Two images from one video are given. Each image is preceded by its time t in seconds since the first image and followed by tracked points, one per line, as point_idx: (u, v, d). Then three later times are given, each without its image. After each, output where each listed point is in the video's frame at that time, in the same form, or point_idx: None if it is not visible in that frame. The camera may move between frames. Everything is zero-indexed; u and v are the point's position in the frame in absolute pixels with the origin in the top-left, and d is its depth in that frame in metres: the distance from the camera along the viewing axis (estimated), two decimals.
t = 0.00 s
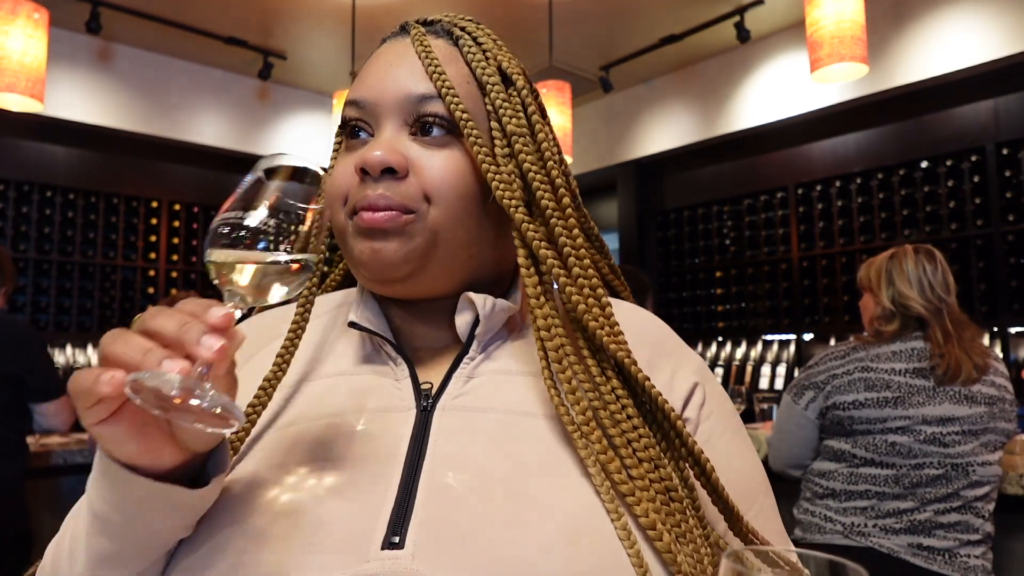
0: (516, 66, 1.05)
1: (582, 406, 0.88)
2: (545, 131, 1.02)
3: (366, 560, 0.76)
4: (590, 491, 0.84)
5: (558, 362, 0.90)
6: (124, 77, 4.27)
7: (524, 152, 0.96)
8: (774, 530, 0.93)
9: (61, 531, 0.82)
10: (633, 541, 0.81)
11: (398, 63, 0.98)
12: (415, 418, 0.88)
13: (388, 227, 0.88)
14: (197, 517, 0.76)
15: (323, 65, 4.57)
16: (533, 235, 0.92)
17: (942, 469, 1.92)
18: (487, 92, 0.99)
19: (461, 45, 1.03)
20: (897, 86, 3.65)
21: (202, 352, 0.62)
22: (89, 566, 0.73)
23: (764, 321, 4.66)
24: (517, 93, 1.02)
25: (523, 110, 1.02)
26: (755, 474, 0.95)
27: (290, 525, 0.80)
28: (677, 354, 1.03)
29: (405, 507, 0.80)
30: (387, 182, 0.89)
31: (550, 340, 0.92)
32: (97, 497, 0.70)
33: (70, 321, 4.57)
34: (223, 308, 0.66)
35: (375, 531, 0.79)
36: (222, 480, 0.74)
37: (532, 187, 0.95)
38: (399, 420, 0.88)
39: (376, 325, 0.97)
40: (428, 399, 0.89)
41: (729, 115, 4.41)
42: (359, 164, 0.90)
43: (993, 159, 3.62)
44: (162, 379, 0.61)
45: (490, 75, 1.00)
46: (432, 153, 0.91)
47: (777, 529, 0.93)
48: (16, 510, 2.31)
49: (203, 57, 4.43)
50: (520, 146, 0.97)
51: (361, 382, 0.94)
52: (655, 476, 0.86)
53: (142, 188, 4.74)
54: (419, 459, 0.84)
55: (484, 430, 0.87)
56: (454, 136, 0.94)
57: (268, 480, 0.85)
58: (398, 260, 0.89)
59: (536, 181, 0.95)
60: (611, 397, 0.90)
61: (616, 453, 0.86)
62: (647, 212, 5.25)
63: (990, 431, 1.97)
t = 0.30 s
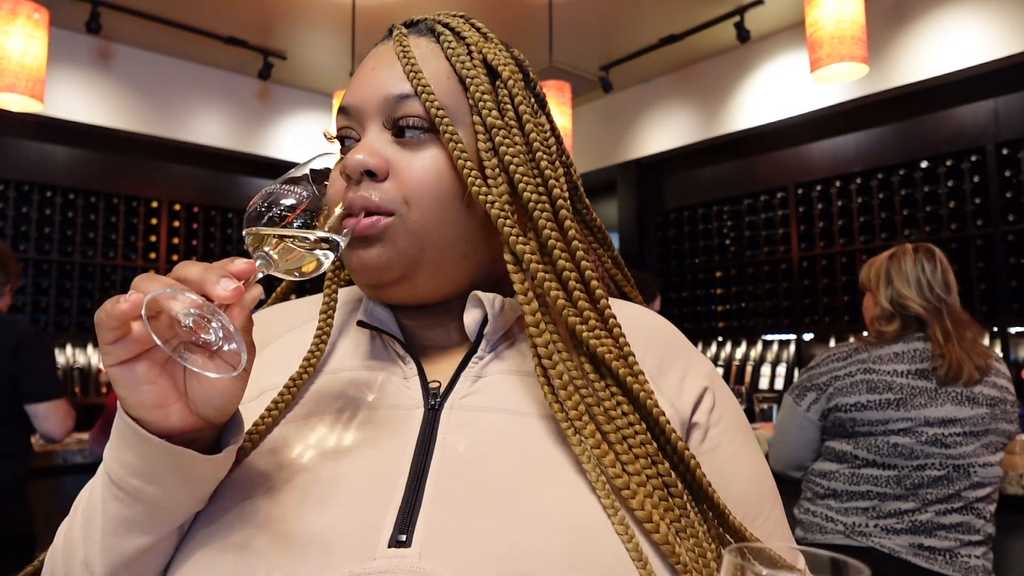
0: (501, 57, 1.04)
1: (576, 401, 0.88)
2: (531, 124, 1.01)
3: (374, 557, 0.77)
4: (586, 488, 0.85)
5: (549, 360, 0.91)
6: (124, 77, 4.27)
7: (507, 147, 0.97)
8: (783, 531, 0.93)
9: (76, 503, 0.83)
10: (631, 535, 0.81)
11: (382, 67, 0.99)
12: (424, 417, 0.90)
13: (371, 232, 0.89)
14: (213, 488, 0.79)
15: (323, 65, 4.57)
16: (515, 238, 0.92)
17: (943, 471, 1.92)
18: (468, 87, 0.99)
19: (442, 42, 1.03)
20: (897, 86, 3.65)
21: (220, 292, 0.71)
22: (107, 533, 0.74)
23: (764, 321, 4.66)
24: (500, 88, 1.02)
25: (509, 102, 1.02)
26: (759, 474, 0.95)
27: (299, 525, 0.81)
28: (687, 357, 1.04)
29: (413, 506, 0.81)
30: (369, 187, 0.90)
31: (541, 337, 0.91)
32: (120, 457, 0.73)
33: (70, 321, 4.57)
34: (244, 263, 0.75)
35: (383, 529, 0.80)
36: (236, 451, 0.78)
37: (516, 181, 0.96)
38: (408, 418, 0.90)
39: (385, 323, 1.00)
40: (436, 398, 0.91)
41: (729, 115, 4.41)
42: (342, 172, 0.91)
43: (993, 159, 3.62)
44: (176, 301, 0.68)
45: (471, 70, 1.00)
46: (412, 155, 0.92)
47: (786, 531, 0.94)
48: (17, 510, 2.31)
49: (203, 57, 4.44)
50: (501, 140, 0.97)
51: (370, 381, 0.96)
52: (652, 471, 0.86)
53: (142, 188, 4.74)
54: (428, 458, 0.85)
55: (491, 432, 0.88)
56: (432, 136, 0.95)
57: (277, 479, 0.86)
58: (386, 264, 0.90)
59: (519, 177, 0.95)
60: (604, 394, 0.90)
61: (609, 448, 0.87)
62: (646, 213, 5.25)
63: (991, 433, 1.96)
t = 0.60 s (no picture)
0: (500, 59, 1.05)
1: (574, 402, 0.89)
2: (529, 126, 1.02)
3: (378, 551, 0.77)
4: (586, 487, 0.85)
5: (548, 362, 0.91)
6: (124, 77, 4.28)
7: (505, 150, 0.97)
8: (781, 531, 0.93)
9: (72, 486, 0.82)
10: (633, 531, 0.81)
11: (382, 73, 1.00)
12: (428, 413, 0.90)
13: (377, 239, 0.89)
14: (206, 471, 0.79)
15: (323, 65, 4.57)
16: (513, 243, 0.92)
17: (941, 471, 1.92)
18: (467, 91, 0.99)
19: (441, 46, 1.03)
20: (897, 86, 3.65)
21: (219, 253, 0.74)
22: (99, 512, 0.74)
23: (764, 321, 4.66)
24: (498, 90, 1.02)
25: (508, 104, 1.02)
26: (758, 474, 0.95)
27: (303, 521, 0.80)
28: (687, 357, 1.04)
29: (417, 500, 0.80)
30: (373, 194, 0.90)
31: (540, 339, 0.91)
32: (115, 434, 0.73)
33: (70, 321, 4.56)
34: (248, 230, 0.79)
35: (388, 520, 0.79)
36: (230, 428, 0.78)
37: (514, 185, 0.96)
38: (412, 414, 0.91)
39: (391, 322, 1.01)
40: (441, 394, 0.91)
41: (729, 115, 4.41)
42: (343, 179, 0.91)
43: (993, 159, 3.62)
44: (176, 254, 0.73)
45: (470, 73, 1.01)
46: (414, 160, 0.93)
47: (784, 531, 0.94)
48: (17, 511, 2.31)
49: (203, 57, 4.44)
50: (499, 143, 0.97)
51: (374, 378, 0.96)
52: (652, 469, 0.87)
53: (142, 188, 4.74)
54: (432, 452, 0.85)
55: (492, 429, 0.89)
56: (432, 140, 0.95)
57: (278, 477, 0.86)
58: (392, 269, 0.91)
59: (517, 181, 0.95)
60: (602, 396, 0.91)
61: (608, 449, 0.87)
62: (646, 213, 5.26)
63: (990, 433, 1.96)
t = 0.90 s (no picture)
0: (515, 63, 1.05)
1: (582, 400, 0.89)
2: (543, 128, 1.02)
3: (389, 545, 0.78)
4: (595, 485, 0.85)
5: (557, 360, 0.91)
6: (125, 76, 4.28)
7: (519, 152, 0.97)
8: (786, 529, 0.93)
9: (61, 451, 0.84)
10: (640, 527, 0.81)
11: (398, 72, 1.00)
12: (437, 409, 0.90)
13: (387, 235, 0.89)
14: (193, 431, 0.80)
15: (323, 65, 4.57)
16: (523, 241, 0.93)
17: (942, 471, 1.92)
18: (482, 93, 0.99)
19: (457, 48, 1.04)
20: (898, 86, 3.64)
21: (222, 198, 0.79)
22: (84, 466, 0.75)
23: (764, 321, 4.66)
24: (512, 93, 1.03)
25: (522, 107, 1.02)
26: (762, 471, 0.94)
27: (312, 519, 0.82)
28: (692, 353, 1.04)
29: (427, 495, 0.81)
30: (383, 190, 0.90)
31: (548, 338, 0.92)
32: (104, 385, 0.76)
33: (69, 321, 4.56)
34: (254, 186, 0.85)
35: (398, 516, 0.80)
36: (219, 386, 0.79)
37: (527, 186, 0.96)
38: (421, 411, 0.90)
39: (400, 319, 1.01)
40: (449, 390, 0.91)
41: (729, 115, 4.41)
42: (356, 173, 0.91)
43: (993, 159, 3.62)
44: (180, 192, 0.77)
45: (486, 75, 1.01)
46: (428, 159, 0.93)
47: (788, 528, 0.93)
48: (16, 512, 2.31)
49: (203, 57, 4.44)
50: (513, 145, 0.97)
51: (381, 375, 0.96)
52: (659, 468, 0.87)
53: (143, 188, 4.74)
54: (441, 448, 0.85)
55: (499, 426, 0.88)
56: (447, 141, 0.95)
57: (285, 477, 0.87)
58: (399, 265, 0.91)
59: (530, 181, 0.95)
60: (610, 395, 0.91)
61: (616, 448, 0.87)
62: (647, 213, 5.26)
63: (990, 433, 1.96)
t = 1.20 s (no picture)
0: (522, 68, 1.05)
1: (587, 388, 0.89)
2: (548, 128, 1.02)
3: (399, 533, 0.78)
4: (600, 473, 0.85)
5: (561, 350, 0.91)
6: (125, 76, 4.28)
7: (524, 150, 0.97)
8: (787, 527, 0.93)
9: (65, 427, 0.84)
10: (643, 513, 0.82)
11: (406, 72, 1.00)
12: (443, 402, 0.90)
13: (392, 225, 0.89)
14: (196, 402, 0.80)
15: (323, 65, 4.57)
16: (529, 234, 0.93)
17: (942, 471, 1.92)
18: (489, 93, 1.00)
19: (464, 51, 1.04)
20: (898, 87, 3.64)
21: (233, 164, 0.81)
22: (86, 433, 0.76)
23: (764, 321, 4.66)
24: (520, 94, 1.03)
25: (528, 109, 1.02)
26: (761, 468, 0.94)
27: (314, 513, 0.81)
28: (694, 347, 1.04)
29: (435, 486, 0.81)
30: (390, 182, 0.90)
31: (553, 327, 0.92)
32: (110, 353, 0.77)
33: (70, 321, 4.56)
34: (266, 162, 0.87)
35: (406, 506, 0.80)
36: (223, 356, 0.79)
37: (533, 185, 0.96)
38: (427, 404, 0.90)
39: (406, 313, 1.01)
40: (456, 382, 0.91)
41: (729, 115, 4.41)
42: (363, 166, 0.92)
43: (993, 159, 3.63)
44: (194, 156, 0.80)
45: (494, 77, 1.01)
46: (434, 154, 0.93)
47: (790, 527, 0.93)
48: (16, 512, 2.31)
49: (203, 57, 4.44)
50: (519, 144, 0.97)
51: (386, 368, 0.95)
52: (663, 457, 0.87)
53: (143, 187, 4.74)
54: (448, 441, 0.85)
55: (504, 419, 0.88)
56: (453, 138, 0.95)
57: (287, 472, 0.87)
58: (403, 258, 0.91)
59: (535, 178, 0.95)
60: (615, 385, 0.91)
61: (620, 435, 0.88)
62: (647, 213, 5.26)
63: (990, 434, 1.97)
